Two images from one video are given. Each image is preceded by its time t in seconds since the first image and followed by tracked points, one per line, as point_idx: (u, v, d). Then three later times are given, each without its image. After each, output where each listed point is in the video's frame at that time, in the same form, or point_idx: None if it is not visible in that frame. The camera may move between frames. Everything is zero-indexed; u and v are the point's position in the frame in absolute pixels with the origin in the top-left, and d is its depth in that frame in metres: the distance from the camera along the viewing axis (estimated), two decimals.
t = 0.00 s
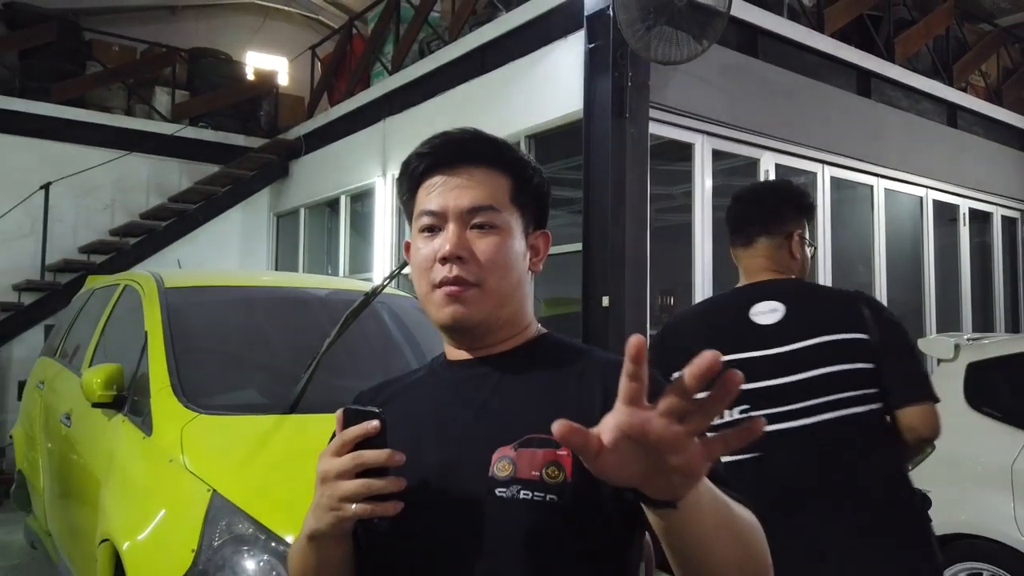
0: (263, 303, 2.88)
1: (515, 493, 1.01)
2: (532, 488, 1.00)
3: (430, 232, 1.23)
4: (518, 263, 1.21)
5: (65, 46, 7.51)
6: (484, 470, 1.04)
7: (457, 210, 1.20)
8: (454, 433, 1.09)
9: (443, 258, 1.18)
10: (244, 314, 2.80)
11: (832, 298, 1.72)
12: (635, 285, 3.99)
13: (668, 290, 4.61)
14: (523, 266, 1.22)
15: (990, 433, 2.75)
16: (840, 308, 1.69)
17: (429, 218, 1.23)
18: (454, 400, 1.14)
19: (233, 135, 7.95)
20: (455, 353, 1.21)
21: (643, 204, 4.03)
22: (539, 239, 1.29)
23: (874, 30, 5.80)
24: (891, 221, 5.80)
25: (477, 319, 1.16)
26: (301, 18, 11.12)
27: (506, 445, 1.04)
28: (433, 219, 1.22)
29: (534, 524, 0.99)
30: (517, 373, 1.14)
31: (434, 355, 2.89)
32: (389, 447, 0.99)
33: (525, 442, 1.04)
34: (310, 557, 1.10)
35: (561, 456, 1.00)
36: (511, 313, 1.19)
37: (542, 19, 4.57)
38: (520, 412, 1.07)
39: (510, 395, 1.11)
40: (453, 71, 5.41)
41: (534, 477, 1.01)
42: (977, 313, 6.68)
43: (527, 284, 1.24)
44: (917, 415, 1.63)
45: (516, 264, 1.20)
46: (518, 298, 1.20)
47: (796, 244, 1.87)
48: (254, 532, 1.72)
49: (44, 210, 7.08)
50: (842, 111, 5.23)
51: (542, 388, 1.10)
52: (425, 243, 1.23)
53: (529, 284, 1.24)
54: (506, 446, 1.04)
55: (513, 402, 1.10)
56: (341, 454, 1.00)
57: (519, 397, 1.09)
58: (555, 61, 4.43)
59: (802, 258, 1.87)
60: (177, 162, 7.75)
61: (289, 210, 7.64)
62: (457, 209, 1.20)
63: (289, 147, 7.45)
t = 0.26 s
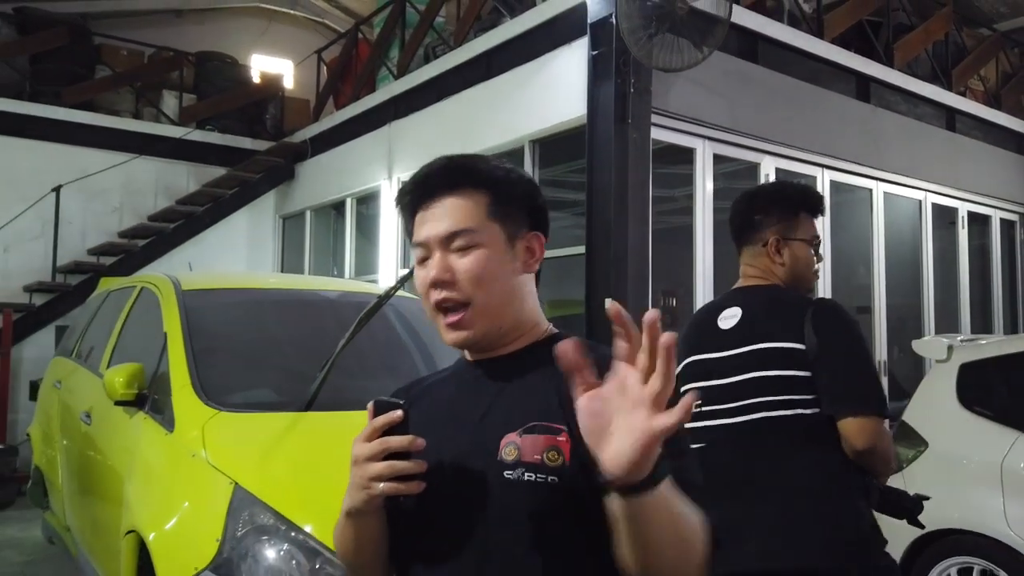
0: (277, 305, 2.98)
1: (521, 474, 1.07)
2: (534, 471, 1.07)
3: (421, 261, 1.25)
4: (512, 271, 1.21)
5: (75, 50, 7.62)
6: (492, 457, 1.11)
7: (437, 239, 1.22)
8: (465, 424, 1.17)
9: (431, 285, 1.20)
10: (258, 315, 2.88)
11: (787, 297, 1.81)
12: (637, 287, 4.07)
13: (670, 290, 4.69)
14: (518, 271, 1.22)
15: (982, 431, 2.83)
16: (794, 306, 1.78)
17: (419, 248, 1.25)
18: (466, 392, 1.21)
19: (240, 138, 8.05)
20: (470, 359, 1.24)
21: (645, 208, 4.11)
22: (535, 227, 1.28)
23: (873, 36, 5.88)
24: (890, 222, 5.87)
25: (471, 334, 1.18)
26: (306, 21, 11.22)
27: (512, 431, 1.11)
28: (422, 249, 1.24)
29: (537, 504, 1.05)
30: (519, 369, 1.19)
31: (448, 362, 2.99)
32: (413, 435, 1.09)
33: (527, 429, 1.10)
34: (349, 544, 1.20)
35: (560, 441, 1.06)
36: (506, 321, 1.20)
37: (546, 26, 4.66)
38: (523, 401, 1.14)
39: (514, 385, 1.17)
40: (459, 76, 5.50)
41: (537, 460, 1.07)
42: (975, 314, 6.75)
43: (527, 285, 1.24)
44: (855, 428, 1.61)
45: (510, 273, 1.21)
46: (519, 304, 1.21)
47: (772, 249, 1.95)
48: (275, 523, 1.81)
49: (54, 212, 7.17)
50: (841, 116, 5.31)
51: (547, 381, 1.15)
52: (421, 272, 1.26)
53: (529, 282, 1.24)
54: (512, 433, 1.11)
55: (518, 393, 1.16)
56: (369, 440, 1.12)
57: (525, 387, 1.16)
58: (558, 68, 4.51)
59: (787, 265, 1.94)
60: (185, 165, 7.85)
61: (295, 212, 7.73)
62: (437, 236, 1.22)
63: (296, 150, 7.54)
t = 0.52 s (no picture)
0: (288, 308, 3.07)
1: (491, 481, 1.01)
2: (504, 477, 1.00)
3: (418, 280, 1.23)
4: (466, 288, 1.11)
5: (84, 56, 7.72)
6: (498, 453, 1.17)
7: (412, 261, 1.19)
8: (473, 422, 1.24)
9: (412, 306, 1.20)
10: (270, 319, 2.97)
11: (790, 309, 1.75)
12: (638, 290, 4.15)
13: (672, 293, 4.76)
14: (475, 286, 1.10)
15: (973, 431, 2.91)
16: (794, 320, 1.71)
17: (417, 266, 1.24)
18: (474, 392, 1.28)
19: (246, 142, 8.16)
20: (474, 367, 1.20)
21: (646, 212, 4.19)
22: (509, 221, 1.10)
23: (871, 42, 5.96)
24: (888, 225, 5.95)
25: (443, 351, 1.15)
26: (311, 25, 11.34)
27: (484, 438, 1.04)
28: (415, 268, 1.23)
29: (507, 508, 1.00)
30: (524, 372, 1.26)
31: (457, 373, 3.05)
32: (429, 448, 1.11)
33: (497, 435, 1.02)
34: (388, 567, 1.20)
35: (521, 447, 0.99)
36: (476, 334, 1.13)
37: (549, 33, 4.75)
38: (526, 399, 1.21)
39: (491, 374, 1.10)
40: (463, 82, 5.60)
41: (504, 467, 1.00)
42: (973, 316, 6.82)
43: (493, 295, 1.11)
44: (844, 449, 1.56)
45: (463, 293, 1.11)
46: (480, 319, 1.12)
47: (783, 259, 1.86)
48: (290, 518, 1.90)
49: (64, 215, 7.27)
50: (840, 121, 5.39)
51: (522, 389, 1.03)
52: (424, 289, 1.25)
53: (499, 292, 1.11)
54: (484, 440, 1.03)
55: (497, 390, 1.07)
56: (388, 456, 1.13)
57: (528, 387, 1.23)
58: (561, 74, 4.60)
59: (803, 274, 1.84)
60: (192, 168, 7.96)
61: (301, 215, 7.83)
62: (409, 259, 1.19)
63: (301, 153, 7.64)
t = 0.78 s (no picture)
0: (293, 312, 3.12)
1: (467, 488, 1.08)
2: (474, 486, 1.07)
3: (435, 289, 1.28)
4: (468, 302, 1.15)
5: (90, 59, 7.79)
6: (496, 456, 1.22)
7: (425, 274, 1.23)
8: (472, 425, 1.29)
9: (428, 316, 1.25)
10: (275, 322, 3.02)
11: (813, 315, 1.69)
12: (638, 292, 4.19)
13: (672, 294, 4.80)
14: (477, 299, 1.15)
15: (968, 432, 2.95)
16: (809, 326, 1.67)
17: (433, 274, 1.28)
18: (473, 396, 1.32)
19: (250, 145, 8.22)
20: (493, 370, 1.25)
21: (645, 214, 4.24)
22: (510, 234, 1.13)
23: (870, 46, 6.00)
24: (887, 227, 5.98)
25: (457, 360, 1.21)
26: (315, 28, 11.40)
27: (468, 447, 1.11)
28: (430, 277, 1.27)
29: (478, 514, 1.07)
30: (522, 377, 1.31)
31: (460, 378, 3.09)
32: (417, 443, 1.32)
33: (474, 445, 1.09)
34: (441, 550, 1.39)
35: (486, 457, 1.05)
36: (487, 344, 1.17)
37: (550, 38, 4.80)
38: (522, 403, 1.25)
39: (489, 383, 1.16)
40: (465, 85, 5.65)
41: (476, 476, 1.06)
42: (973, 317, 6.84)
43: (495, 306, 1.15)
44: (858, 459, 1.51)
45: (466, 307, 1.15)
46: (487, 330, 1.16)
47: (801, 266, 1.78)
48: (295, 518, 1.94)
49: (70, 218, 7.33)
50: (839, 124, 5.43)
51: (498, 405, 1.09)
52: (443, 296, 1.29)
53: (501, 303, 1.15)
54: (467, 448, 1.11)
55: (494, 398, 1.12)
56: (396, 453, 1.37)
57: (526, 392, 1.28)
58: (562, 79, 4.65)
59: (825, 280, 1.76)
60: (197, 171, 8.02)
61: (304, 217, 7.88)
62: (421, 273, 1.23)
63: (305, 155, 7.69)
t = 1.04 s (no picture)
0: (294, 315, 3.16)
1: (517, 504, 1.04)
2: (527, 501, 1.03)
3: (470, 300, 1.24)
4: (534, 306, 1.14)
5: (94, 62, 7.85)
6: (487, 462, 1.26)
7: (468, 282, 1.21)
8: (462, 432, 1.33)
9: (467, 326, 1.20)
10: (274, 325, 3.06)
11: (825, 322, 1.73)
12: (635, 294, 4.23)
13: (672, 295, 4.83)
14: (544, 304, 1.14)
15: (961, 433, 2.97)
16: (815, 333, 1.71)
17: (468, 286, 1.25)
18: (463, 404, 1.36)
19: (252, 146, 8.27)
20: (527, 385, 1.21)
21: (643, 217, 4.27)
22: (575, 246, 1.15)
23: (869, 47, 6.03)
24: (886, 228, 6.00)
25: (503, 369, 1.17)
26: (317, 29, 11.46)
27: (516, 460, 1.08)
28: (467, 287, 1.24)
29: (528, 531, 1.03)
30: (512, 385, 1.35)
31: (459, 381, 3.11)
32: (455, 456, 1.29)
33: (526, 458, 1.06)
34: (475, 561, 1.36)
35: (544, 472, 1.02)
36: (540, 352, 1.15)
37: (550, 41, 4.83)
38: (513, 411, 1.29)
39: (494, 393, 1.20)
40: (465, 88, 5.70)
41: (528, 491, 1.03)
42: (972, 316, 6.87)
43: (560, 312, 1.15)
44: (842, 466, 1.53)
45: (531, 310, 1.14)
46: (544, 336, 1.15)
47: (819, 276, 1.82)
48: (293, 519, 1.99)
49: (74, 220, 7.39)
50: (838, 125, 5.45)
51: (553, 421, 1.06)
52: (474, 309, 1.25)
53: (566, 309, 1.15)
54: (516, 461, 1.08)
55: (539, 411, 1.10)
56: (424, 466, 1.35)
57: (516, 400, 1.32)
58: (561, 82, 4.68)
59: (841, 288, 1.79)
60: (200, 172, 8.08)
61: (307, 218, 7.93)
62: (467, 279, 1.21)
63: (307, 157, 7.74)
